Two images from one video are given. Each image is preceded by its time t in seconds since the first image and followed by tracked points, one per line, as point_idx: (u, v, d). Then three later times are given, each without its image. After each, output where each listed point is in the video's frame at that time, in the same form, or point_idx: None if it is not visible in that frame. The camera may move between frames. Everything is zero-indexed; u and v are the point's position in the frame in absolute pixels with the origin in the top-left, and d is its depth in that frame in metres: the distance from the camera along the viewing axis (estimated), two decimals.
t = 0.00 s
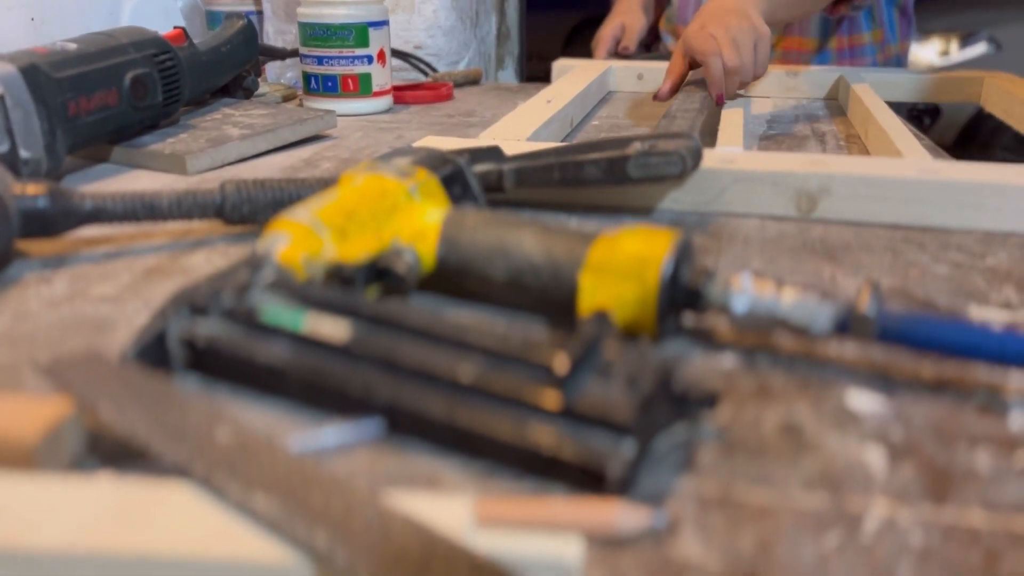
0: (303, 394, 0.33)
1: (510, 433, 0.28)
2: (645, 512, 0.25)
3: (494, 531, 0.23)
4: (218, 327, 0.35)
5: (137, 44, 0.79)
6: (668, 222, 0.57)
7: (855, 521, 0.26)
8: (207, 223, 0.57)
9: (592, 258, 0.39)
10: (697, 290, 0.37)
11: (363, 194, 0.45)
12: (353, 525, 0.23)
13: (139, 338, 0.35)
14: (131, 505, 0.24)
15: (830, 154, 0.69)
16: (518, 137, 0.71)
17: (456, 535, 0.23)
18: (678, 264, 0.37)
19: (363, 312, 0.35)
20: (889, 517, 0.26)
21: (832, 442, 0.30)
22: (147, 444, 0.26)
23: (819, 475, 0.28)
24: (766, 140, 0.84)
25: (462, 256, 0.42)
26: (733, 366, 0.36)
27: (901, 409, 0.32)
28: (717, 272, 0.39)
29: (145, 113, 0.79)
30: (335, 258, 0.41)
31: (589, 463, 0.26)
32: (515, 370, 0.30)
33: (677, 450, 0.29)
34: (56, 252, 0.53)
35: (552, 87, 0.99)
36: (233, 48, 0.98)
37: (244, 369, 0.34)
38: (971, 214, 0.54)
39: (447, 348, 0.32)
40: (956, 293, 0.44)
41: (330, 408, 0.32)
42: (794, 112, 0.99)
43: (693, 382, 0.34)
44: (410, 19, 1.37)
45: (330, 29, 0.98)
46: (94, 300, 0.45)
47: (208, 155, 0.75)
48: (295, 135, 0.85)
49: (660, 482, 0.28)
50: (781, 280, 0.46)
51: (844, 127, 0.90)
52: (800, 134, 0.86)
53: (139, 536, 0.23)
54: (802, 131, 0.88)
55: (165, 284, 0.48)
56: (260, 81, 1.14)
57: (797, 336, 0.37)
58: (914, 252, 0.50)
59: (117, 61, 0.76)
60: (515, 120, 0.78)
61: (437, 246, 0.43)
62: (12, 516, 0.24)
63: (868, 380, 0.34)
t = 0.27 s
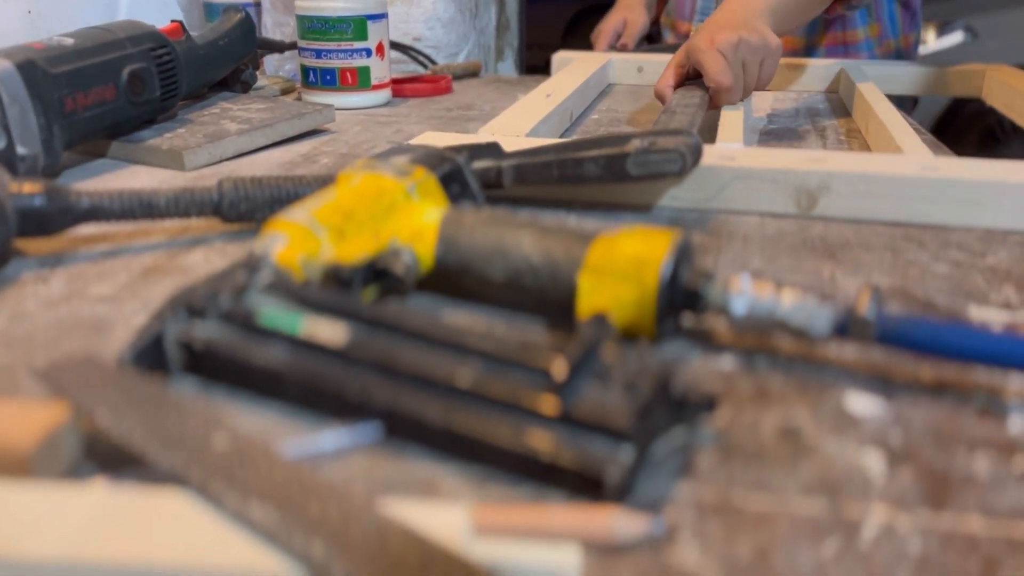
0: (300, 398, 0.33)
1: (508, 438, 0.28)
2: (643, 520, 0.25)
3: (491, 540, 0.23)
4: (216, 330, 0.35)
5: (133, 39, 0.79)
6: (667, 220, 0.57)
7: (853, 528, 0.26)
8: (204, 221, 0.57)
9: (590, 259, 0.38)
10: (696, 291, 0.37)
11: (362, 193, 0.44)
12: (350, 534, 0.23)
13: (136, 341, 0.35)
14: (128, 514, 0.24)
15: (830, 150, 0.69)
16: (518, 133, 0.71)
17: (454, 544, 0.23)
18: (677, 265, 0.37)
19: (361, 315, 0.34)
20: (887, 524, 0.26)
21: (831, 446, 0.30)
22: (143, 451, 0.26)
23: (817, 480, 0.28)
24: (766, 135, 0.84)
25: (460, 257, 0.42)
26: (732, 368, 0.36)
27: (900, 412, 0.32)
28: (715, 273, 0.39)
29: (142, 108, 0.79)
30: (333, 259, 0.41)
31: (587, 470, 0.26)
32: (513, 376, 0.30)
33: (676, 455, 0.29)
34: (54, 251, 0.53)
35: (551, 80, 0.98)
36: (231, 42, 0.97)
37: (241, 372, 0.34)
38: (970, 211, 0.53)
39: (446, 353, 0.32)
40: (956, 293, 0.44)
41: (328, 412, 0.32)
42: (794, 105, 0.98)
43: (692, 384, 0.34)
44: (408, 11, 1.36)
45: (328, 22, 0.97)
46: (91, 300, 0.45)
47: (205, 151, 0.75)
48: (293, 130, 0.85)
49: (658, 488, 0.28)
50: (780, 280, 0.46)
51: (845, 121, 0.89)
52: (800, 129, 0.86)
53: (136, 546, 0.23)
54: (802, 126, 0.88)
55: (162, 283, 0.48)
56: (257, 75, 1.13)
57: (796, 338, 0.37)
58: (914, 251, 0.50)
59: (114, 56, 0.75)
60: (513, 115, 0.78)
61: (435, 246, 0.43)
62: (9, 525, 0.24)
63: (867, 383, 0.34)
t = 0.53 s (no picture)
0: (293, 405, 0.33)
1: (501, 448, 0.28)
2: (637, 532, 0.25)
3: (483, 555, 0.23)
4: (208, 337, 0.35)
5: (128, 35, 0.78)
6: (665, 219, 0.57)
7: (848, 539, 0.26)
8: (199, 221, 0.57)
9: (585, 263, 0.38)
10: (692, 297, 0.37)
11: (356, 195, 0.44)
12: (341, 549, 0.23)
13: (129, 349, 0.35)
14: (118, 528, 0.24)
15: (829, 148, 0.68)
16: (515, 131, 0.71)
17: (446, 558, 0.23)
18: (673, 269, 0.37)
19: (353, 321, 0.35)
20: (882, 535, 0.26)
21: (827, 454, 0.30)
22: (134, 464, 0.26)
23: (813, 489, 0.28)
24: (764, 131, 0.83)
25: (456, 261, 0.42)
26: (728, 373, 0.36)
27: (896, 419, 0.32)
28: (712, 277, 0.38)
29: (137, 105, 0.78)
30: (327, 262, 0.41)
31: (580, 481, 0.26)
32: (507, 385, 0.30)
33: (670, 464, 0.29)
34: (47, 251, 0.52)
35: (550, 75, 0.98)
36: (227, 37, 0.96)
37: (234, 379, 0.34)
38: (969, 211, 0.53)
39: (439, 360, 0.32)
40: (954, 295, 0.44)
41: (320, 420, 0.32)
42: (794, 101, 0.98)
43: (687, 390, 0.34)
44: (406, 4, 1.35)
45: (325, 17, 0.96)
46: (85, 302, 0.45)
47: (201, 148, 0.75)
48: (290, 127, 0.85)
49: (652, 498, 0.28)
50: (778, 282, 0.45)
51: (844, 117, 0.89)
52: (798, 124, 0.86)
53: (126, 561, 0.23)
54: (801, 121, 0.87)
55: (156, 284, 0.48)
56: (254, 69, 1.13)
57: (792, 343, 0.36)
58: (913, 251, 0.50)
59: (109, 53, 0.74)
60: (509, 112, 0.77)
61: (430, 249, 0.43)
62: None
63: (863, 389, 0.34)
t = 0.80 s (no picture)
0: (285, 412, 0.33)
1: (494, 457, 0.28)
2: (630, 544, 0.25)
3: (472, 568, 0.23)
4: (201, 343, 0.35)
5: (123, 33, 0.77)
6: (662, 219, 0.56)
7: (842, 550, 0.26)
8: (194, 221, 0.57)
9: (581, 267, 0.38)
10: (687, 302, 0.37)
11: (350, 197, 0.44)
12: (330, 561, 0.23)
13: (119, 356, 0.35)
14: (106, 540, 0.24)
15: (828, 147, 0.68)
16: (512, 130, 0.70)
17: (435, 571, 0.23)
18: (668, 273, 0.36)
19: (345, 328, 0.35)
20: (877, 547, 0.26)
21: (822, 463, 0.30)
22: (122, 474, 0.26)
23: (807, 499, 0.28)
24: (763, 128, 0.83)
25: (451, 264, 0.42)
26: (724, 379, 0.35)
27: (893, 426, 0.32)
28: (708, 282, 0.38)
29: (132, 103, 0.78)
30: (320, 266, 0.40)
31: (572, 491, 0.26)
32: (499, 394, 0.30)
33: (664, 473, 0.29)
34: (41, 253, 0.52)
35: (547, 72, 0.97)
36: (223, 33, 0.96)
37: (226, 386, 0.34)
38: (967, 212, 0.53)
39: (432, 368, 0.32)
40: (951, 298, 0.44)
41: (313, 428, 0.32)
42: (793, 97, 0.97)
43: (682, 397, 0.34)
44: None
45: (321, 13, 0.96)
46: (78, 305, 0.45)
47: (196, 146, 0.74)
48: (286, 124, 0.84)
49: (645, 508, 0.27)
50: (775, 285, 0.45)
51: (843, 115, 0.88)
52: (797, 121, 0.85)
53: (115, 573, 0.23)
54: (800, 119, 0.87)
55: (149, 286, 0.47)
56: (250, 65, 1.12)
57: (788, 348, 0.36)
58: (910, 252, 0.49)
59: (103, 51, 0.74)
60: (506, 111, 0.77)
61: (424, 252, 0.42)
62: None
63: (860, 395, 0.34)
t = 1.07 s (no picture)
0: (278, 425, 0.32)
1: (487, 473, 0.27)
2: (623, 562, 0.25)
3: None
4: (193, 354, 0.34)
5: (118, 33, 0.77)
6: (659, 223, 0.56)
7: (837, 568, 0.25)
8: (189, 225, 0.56)
9: (576, 275, 0.38)
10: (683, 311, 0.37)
11: (344, 203, 0.44)
12: None
13: (112, 368, 0.35)
14: (96, 559, 0.24)
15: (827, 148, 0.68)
16: (510, 131, 0.70)
17: None
18: (665, 282, 0.36)
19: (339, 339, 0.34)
20: (872, 564, 0.26)
21: (817, 476, 0.30)
22: (111, 492, 0.26)
23: (802, 514, 0.28)
24: (762, 128, 0.82)
25: (446, 272, 0.42)
26: (720, 389, 0.35)
27: (889, 438, 0.32)
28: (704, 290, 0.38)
29: (128, 104, 0.77)
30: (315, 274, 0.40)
31: (566, 508, 0.26)
32: (492, 408, 0.30)
33: (658, 488, 0.29)
34: (34, 258, 0.52)
35: (546, 71, 0.97)
36: (219, 32, 0.95)
37: (219, 398, 0.33)
38: (966, 216, 0.53)
39: (426, 381, 0.31)
40: (949, 305, 0.43)
41: (306, 441, 0.32)
42: (792, 97, 0.97)
43: (678, 408, 0.34)
44: None
45: (318, 12, 0.95)
46: (71, 313, 0.45)
47: (192, 147, 0.74)
48: (282, 125, 0.84)
49: (639, 524, 0.27)
50: (773, 291, 0.45)
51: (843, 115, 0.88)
52: (797, 121, 0.85)
53: None
54: (798, 118, 0.86)
55: (143, 292, 0.47)
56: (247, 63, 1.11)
57: (785, 358, 0.36)
58: (908, 257, 0.49)
59: (98, 52, 0.74)
60: (503, 111, 0.76)
61: (419, 260, 0.42)
62: None
63: (857, 406, 0.34)
